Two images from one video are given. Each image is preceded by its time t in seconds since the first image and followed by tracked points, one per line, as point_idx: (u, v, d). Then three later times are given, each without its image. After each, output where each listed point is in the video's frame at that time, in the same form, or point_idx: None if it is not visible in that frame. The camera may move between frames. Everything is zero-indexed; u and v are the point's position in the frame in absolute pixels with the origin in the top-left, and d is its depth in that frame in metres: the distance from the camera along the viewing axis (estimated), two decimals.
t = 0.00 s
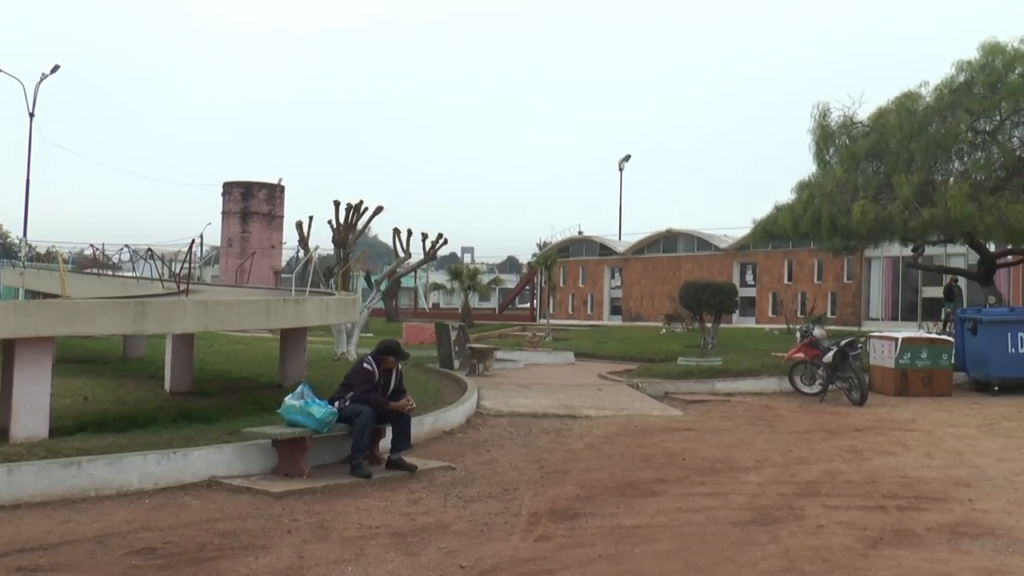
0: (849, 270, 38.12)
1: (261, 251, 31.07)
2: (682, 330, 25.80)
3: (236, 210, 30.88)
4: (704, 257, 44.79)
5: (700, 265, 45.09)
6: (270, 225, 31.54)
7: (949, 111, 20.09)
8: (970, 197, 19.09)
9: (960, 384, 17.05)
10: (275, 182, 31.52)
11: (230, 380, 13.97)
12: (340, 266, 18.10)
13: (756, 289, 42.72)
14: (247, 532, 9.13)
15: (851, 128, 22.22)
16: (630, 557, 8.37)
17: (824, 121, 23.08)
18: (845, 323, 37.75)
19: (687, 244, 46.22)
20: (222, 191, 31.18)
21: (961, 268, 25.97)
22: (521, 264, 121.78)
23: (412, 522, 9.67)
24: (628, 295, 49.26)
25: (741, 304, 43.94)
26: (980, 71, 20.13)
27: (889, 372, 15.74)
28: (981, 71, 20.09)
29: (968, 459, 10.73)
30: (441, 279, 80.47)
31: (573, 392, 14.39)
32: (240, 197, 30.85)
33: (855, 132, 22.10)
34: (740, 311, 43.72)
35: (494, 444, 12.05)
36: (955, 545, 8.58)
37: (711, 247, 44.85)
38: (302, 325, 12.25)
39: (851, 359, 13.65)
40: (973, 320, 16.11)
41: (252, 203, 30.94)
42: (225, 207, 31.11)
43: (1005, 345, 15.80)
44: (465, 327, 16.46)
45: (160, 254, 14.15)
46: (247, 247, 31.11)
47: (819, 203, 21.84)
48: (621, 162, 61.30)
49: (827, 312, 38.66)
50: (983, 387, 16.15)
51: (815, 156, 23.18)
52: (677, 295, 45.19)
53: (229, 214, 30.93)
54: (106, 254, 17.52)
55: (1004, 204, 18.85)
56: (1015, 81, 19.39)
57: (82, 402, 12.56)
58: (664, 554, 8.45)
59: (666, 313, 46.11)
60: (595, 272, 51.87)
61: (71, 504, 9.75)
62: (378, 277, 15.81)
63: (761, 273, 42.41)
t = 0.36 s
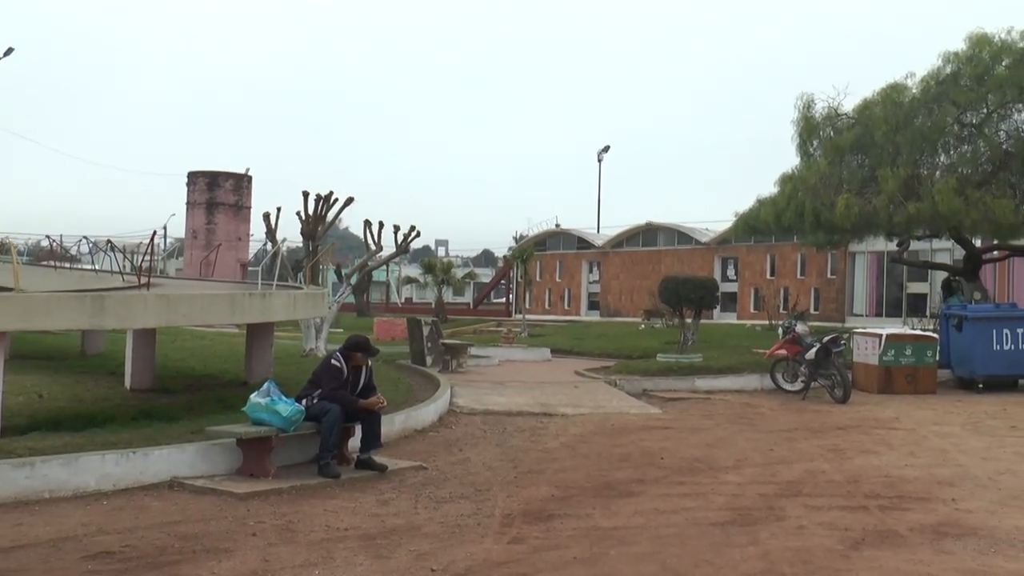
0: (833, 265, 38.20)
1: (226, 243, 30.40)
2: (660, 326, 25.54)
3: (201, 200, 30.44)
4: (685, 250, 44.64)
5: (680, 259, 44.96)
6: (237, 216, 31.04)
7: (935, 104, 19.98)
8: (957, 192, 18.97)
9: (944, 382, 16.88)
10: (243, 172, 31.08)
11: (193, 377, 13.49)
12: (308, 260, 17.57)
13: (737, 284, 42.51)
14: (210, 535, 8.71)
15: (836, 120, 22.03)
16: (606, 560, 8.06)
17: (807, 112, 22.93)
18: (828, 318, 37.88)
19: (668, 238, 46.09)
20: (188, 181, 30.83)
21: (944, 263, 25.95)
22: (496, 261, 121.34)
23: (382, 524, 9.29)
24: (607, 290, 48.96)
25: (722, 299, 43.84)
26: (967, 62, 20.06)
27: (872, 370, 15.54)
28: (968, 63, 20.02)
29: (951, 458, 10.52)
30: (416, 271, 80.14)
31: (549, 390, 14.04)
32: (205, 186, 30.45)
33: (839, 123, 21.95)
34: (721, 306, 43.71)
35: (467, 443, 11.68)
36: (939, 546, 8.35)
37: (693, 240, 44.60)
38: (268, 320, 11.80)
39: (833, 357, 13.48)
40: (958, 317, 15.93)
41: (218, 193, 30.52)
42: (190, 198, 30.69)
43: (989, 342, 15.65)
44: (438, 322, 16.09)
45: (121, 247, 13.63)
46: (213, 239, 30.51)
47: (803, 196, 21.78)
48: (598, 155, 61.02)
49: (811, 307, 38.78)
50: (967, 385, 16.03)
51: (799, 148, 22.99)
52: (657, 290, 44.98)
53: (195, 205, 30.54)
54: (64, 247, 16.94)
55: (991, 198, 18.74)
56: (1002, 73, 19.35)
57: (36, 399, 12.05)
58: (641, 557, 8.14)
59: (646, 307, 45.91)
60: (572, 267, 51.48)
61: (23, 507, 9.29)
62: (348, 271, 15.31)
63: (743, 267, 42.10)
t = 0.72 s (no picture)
0: (789, 259, 38.31)
1: (169, 236, 29.66)
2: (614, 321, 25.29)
3: (139, 191, 29.64)
4: (638, 244, 44.22)
5: (635, 253, 44.49)
6: (177, 209, 30.13)
7: (893, 96, 20.04)
8: (914, 185, 18.94)
9: (901, 376, 16.86)
10: (184, 162, 30.20)
11: (133, 376, 13.03)
12: (253, 253, 17.17)
13: (693, 278, 42.13)
14: (152, 540, 8.33)
15: (793, 112, 22.07)
16: (562, 561, 7.81)
17: (764, 103, 22.86)
18: (784, 313, 37.96)
19: (620, 230, 45.56)
20: (125, 171, 29.99)
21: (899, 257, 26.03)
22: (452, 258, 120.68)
23: (332, 527, 8.96)
24: (560, 284, 48.32)
25: (677, 294, 43.27)
26: (923, 55, 20.13)
27: (830, 365, 15.45)
28: (925, 56, 20.10)
29: (909, 453, 10.40)
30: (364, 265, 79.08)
31: (501, 387, 13.75)
32: (144, 176, 29.62)
33: (797, 116, 21.99)
34: (676, 300, 43.09)
35: (418, 442, 11.37)
36: (898, 543, 8.21)
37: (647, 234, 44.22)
38: (213, 315, 11.44)
39: (791, 352, 13.34)
40: (914, 311, 15.92)
41: (157, 184, 29.66)
42: (127, 189, 29.85)
43: (945, 337, 15.65)
44: (388, 318, 15.74)
45: (55, 240, 13.11)
46: (152, 232, 29.72)
47: (760, 189, 21.69)
48: (553, 148, 60.69)
49: (767, 302, 38.84)
50: (924, 379, 15.98)
51: (756, 140, 22.89)
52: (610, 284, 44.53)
53: (132, 196, 29.69)
54: None
55: (948, 192, 18.71)
56: (958, 67, 19.38)
57: None
58: (598, 557, 7.90)
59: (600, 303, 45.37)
60: (524, 261, 50.75)
61: None
62: (294, 264, 14.92)
63: (698, 261, 41.77)
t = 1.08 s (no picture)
0: (735, 261, 38.43)
1: (99, 240, 28.53)
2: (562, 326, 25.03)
3: (69, 193, 28.74)
4: (584, 246, 44.07)
5: (580, 256, 44.27)
6: (110, 211, 29.35)
7: (838, 98, 20.14)
8: (860, 186, 19.01)
9: (849, 378, 16.89)
10: (115, 163, 29.60)
11: (63, 385, 12.63)
12: (190, 258, 16.81)
13: (638, 280, 42.05)
14: (83, 555, 7.98)
15: (739, 113, 22.06)
16: (509, 571, 7.59)
17: (710, 104, 22.77)
18: (731, 315, 38.13)
19: (565, 233, 45.47)
20: (54, 173, 29.12)
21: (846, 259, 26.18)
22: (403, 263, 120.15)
23: (272, 539, 8.66)
24: (504, 287, 47.99)
25: (623, 297, 43.00)
26: (868, 56, 20.26)
27: (777, 368, 15.40)
28: (869, 57, 20.23)
29: (858, 455, 10.32)
30: (304, 270, 77.43)
31: (445, 393, 13.48)
32: (73, 179, 28.78)
33: (743, 117, 21.98)
34: (623, 303, 42.92)
35: (361, 450, 11.10)
36: (848, 547, 8.10)
37: (592, 236, 44.21)
38: (148, 322, 11.09)
39: (739, 355, 13.22)
40: (862, 313, 15.93)
41: (87, 186, 28.86)
42: (57, 191, 28.94)
43: (891, 339, 15.65)
44: (329, 323, 15.46)
45: None
46: (83, 235, 28.64)
47: (705, 191, 21.57)
48: (497, 150, 60.44)
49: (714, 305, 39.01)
50: (871, 381, 15.99)
51: (702, 141, 22.84)
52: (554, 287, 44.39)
53: (62, 198, 28.78)
54: None
55: (893, 193, 18.77)
56: (901, 68, 19.54)
57: None
58: (546, 566, 7.69)
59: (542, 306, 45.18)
60: (467, 263, 50.47)
61: None
62: (231, 268, 14.59)
63: (643, 264, 41.71)
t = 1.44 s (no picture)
0: (694, 263, 38.47)
1: (54, 246, 28.56)
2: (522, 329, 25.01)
3: (23, 198, 28.15)
4: (543, 249, 44.04)
5: (540, 258, 44.34)
6: (64, 215, 28.98)
7: (794, 101, 20.34)
8: (815, 189, 19.18)
9: (809, 379, 17.02)
10: (69, 166, 28.96)
11: (17, 392, 12.47)
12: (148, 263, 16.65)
13: (598, 283, 42.08)
14: (40, 564, 7.86)
15: (697, 116, 22.14)
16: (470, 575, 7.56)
17: (667, 107, 22.77)
18: (690, 316, 38.13)
19: (525, 236, 45.45)
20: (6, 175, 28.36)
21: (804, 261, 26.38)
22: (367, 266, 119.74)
23: (232, 546, 8.57)
24: (463, 291, 48.09)
25: (583, 299, 43.19)
26: (823, 60, 20.48)
27: (737, 369, 15.50)
28: (825, 61, 20.45)
29: (817, 455, 10.38)
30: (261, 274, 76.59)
31: (405, 397, 13.44)
32: (27, 183, 28.14)
33: (700, 120, 22.04)
34: (582, 306, 42.99)
35: (321, 455, 11.03)
36: (807, 546, 8.16)
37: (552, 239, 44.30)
38: (103, 328, 10.95)
39: (698, 357, 13.29)
40: (820, 314, 16.08)
41: (42, 190, 28.34)
42: (9, 194, 28.25)
43: (849, 340, 15.79)
44: (289, 327, 15.37)
45: None
46: (38, 241, 28.35)
47: (664, 193, 21.48)
48: (455, 152, 60.34)
49: (672, 306, 38.94)
50: (829, 382, 16.13)
51: (660, 144, 22.82)
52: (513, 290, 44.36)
53: (15, 202, 28.17)
54: None
55: (848, 195, 18.95)
56: (856, 72, 19.76)
57: None
58: (508, 570, 7.68)
59: (503, 309, 45.15)
60: (427, 266, 50.36)
61: None
62: (188, 273, 14.47)
63: (603, 266, 41.80)
